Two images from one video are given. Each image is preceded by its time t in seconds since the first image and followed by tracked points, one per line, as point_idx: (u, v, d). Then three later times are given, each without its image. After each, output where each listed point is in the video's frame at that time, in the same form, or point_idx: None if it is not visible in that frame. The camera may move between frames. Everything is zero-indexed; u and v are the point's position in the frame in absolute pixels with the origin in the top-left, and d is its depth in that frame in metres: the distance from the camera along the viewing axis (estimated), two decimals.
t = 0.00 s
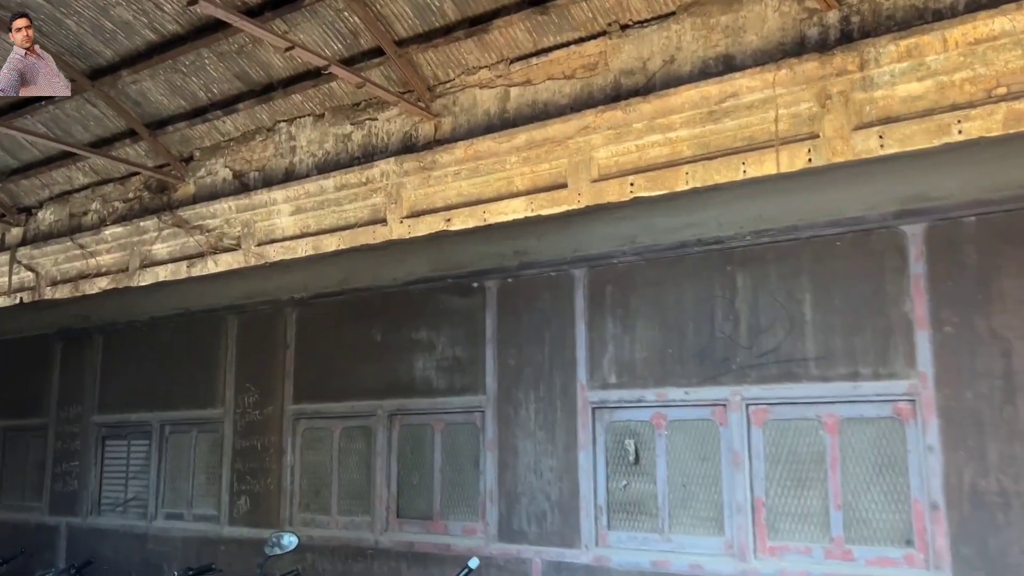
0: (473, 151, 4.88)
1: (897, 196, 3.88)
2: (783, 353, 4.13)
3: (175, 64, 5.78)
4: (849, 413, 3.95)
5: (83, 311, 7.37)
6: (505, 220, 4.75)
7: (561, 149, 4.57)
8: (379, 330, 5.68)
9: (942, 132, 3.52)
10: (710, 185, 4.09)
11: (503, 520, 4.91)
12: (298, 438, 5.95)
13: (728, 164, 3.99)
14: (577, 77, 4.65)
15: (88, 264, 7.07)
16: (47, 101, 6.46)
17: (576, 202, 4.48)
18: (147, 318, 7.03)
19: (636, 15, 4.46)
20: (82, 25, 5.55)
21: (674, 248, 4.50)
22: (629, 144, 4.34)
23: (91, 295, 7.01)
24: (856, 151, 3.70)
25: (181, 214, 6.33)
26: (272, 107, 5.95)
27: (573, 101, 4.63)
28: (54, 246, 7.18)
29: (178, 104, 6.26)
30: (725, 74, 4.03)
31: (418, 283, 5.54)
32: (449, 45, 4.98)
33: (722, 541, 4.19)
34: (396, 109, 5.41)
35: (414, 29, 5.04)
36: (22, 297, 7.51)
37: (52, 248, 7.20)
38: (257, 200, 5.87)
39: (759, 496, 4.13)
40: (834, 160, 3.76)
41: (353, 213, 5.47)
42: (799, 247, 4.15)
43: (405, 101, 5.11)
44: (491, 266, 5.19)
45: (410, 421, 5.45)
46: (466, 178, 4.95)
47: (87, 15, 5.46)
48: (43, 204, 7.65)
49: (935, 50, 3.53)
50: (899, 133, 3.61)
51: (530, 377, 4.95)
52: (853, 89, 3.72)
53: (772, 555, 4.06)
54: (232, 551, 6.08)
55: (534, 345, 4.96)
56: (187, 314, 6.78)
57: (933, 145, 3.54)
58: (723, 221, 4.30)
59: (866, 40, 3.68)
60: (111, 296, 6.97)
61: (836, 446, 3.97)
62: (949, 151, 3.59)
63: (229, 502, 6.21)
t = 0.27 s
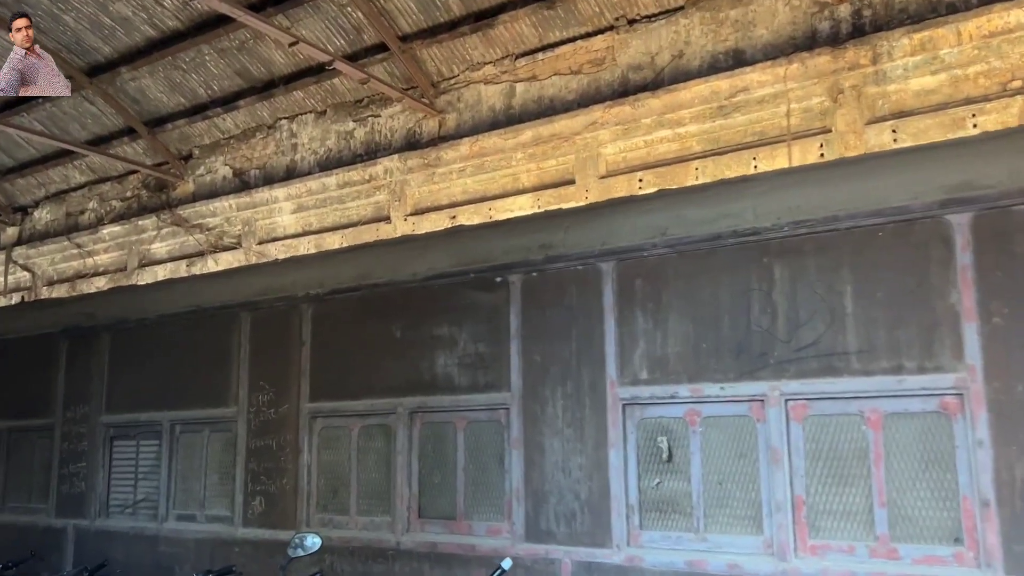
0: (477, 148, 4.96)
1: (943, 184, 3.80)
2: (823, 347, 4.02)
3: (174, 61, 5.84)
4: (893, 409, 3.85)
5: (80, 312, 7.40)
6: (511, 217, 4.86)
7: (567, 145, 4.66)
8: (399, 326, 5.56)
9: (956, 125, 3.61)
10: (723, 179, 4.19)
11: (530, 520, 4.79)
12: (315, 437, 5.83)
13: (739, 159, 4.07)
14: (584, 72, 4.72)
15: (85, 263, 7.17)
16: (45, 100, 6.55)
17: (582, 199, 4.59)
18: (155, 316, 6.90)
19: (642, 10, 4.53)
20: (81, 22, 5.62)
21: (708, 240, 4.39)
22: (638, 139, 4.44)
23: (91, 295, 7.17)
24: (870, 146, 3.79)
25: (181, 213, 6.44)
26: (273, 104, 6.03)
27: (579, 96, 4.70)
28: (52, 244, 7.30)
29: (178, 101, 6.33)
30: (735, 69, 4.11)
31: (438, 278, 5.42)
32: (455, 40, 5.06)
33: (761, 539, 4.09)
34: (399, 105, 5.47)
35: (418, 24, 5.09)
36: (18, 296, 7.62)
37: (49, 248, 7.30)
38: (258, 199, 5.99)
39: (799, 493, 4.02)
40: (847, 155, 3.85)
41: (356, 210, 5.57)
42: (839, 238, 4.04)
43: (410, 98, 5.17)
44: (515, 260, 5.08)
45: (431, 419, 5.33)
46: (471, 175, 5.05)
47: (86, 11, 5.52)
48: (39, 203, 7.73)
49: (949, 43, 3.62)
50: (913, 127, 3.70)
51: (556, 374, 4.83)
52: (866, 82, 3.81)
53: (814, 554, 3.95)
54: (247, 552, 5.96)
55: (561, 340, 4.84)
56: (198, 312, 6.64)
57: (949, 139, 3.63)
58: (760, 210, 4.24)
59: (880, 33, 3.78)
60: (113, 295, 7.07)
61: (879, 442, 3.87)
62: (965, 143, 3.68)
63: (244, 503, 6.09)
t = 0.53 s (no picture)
0: (480, 146, 4.86)
1: (989, 177, 3.71)
2: (866, 344, 3.95)
3: (171, 58, 5.79)
4: (940, 406, 3.78)
5: (78, 314, 7.29)
6: (515, 216, 4.74)
7: (572, 143, 4.57)
8: (420, 325, 5.46)
9: (968, 122, 3.55)
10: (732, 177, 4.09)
11: (561, 522, 4.70)
12: (334, 439, 5.72)
13: (747, 157, 3.99)
14: (589, 69, 4.63)
15: (77, 263, 7.04)
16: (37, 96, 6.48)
17: (589, 197, 4.49)
18: (166, 316, 6.76)
19: (649, 7, 4.44)
20: (76, 19, 5.59)
21: (745, 236, 4.31)
22: (644, 137, 4.35)
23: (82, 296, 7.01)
24: (880, 143, 3.72)
25: (178, 212, 6.33)
26: (271, 102, 5.94)
27: (584, 93, 4.60)
28: (44, 244, 7.19)
29: (175, 99, 6.25)
30: (743, 65, 4.03)
31: (462, 275, 5.31)
32: (457, 37, 4.97)
33: (803, 541, 4.01)
34: (400, 103, 5.35)
35: (421, 21, 5.02)
36: (9, 298, 7.49)
37: (42, 248, 7.19)
38: (257, 198, 5.86)
39: (843, 493, 3.95)
40: (857, 153, 3.77)
41: (357, 209, 5.45)
42: (882, 234, 3.98)
43: (413, 95, 5.04)
44: (543, 257, 4.96)
45: (455, 420, 5.24)
46: (474, 173, 4.94)
47: (82, 7, 5.48)
48: (32, 203, 7.67)
49: (959, 39, 3.56)
50: (924, 124, 3.63)
51: (586, 373, 4.73)
52: (875, 79, 3.75)
53: (859, 555, 3.88)
54: (265, 557, 5.85)
55: (591, 339, 4.74)
56: (210, 312, 6.52)
57: (960, 136, 3.56)
58: (799, 204, 4.13)
59: (889, 30, 3.70)
60: (108, 298, 6.94)
61: (926, 441, 3.80)
62: (976, 143, 3.62)
63: (259, 506, 5.96)
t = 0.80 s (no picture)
0: (490, 144, 4.76)
1: None
2: (914, 344, 3.88)
3: (176, 56, 5.70)
4: (991, 408, 3.71)
5: (85, 316, 7.23)
6: (525, 215, 4.64)
7: (582, 141, 4.47)
8: (446, 325, 5.38)
9: (986, 120, 3.47)
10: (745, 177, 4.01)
11: (594, 526, 4.61)
12: (357, 441, 5.63)
13: (762, 155, 3.90)
14: (598, 67, 4.56)
15: (78, 263, 6.91)
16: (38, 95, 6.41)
17: (600, 195, 4.38)
18: (182, 317, 6.67)
19: (661, 3, 4.37)
20: (79, 16, 5.51)
21: (787, 234, 4.23)
22: (655, 135, 4.25)
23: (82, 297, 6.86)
24: (897, 141, 3.64)
25: (182, 211, 6.19)
26: (275, 101, 5.85)
27: (595, 91, 4.53)
28: (44, 244, 7.06)
29: (178, 98, 6.16)
30: (756, 63, 3.95)
31: (491, 274, 5.23)
32: (465, 35, 4.88)
33: (847, 545, 3.93)
34: (407, 101, 5.28)
35: (428, 19, 4.92)
36: (8, 299, 7.36)
37: (42, 248, 7.08)
38: (261, 197, 5.75)
39: (889, 497, 3.86)
40: (872, 151, 3.69)
41: (363, 208, 5.34)
42: (929, 232, 3.91)
43: (421, 93, 4.98)
44: (575, 256, 4.88)
45: (483, 422, 5.15)
46: (482, 172, 4.82)
47: (85, 5, 5.41)
48: (32, 203, 7.59)
49: (977, 36, 3.48)
50: (941, 122, 3.55)
51: (620, 374, 4.64)
52: (891, 77, 3.66)
53: (906, 560, 3.79)
54: (286, 561, 5.76)
55: (625, 339, 4.66)
56: (229, 312, 6.43)
57: (978, 134, 3.48)
58: (843, 203, 4.06)
59: (905, 26, 3.64)
60: (110, 300, 6.83)
61: (976, 443, 3.72)
62: (996, 142, 3.54)
63: (280, 510, 5.87)
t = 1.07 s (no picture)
0: (497, 139, 4.74)
1: None
2: (962, 335, 3.78)
3: (178, 50, 5.62)
4: None
5: (85, 313, 7.11)
6: (533, 210, 4.62)
7: (593, 135, 4.44)
8: (472, 317, 5.28)
9: (1003, 113, 3.45)
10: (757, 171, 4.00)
11: (628, 521, 4.52)
12: (380, 436, 5.54)
13: (776, 148, 3.89)
14: (609, 60, 4.52)
15: (77, 260, 6.86)
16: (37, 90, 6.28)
17: (609, 190, 4.37)
18: (197, 310, 6.55)
19: None
20: (80, 9, 5.39)
21: (828, 222, 4.14)
22: (667, 129, 4.23)
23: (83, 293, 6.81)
24: (913, 135, 3.62)
25: (183, 207, 6.15)
26: (279, 95, 5.78)
27: (605, 84, 4.50)
28: (44, 241, 7.00)
29: (181, 92, 6.07)
30: (770, 55, 3.92)
31: (518, 266, 5.12)
32: (472, 28, 4.84)
33: (894, 540, 3.85)
34: (413, 96, 5.24)
35: (436, 12, 4.86)
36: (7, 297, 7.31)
37: (41, 244, 7.03)
38: (265, 192, 5.72)
39: (937, 490, 3.77)
40: (888, 144, 3.67)
41: (367, 204, 5.33)
42: (978, 220, 3.82)
43: (426, 87, 4.94)
44: (605, 247, 4.76)
45: (511, 416, 5.05)
46: (491, 167, 4.81)
47: None
48: (30, 198, 7.52)
49: (994, 28, 3.46)
50: (958, 115, 3.53)
51: (654, 367, 4.54)
52: (907, 70, 3.64)
53: (956, 555, 3.70)
54: (306, 558, 5.65)
55: (658, 331, 4.56)
56: (245, 306, 6.31)
57: (996, 127, 3.46)
58: (886, 190, 3.95)
59: (921, 19, 3.61)
60: (112, 296, 6.76)
61: None
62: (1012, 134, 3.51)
63: (300, 506, 5.76)
